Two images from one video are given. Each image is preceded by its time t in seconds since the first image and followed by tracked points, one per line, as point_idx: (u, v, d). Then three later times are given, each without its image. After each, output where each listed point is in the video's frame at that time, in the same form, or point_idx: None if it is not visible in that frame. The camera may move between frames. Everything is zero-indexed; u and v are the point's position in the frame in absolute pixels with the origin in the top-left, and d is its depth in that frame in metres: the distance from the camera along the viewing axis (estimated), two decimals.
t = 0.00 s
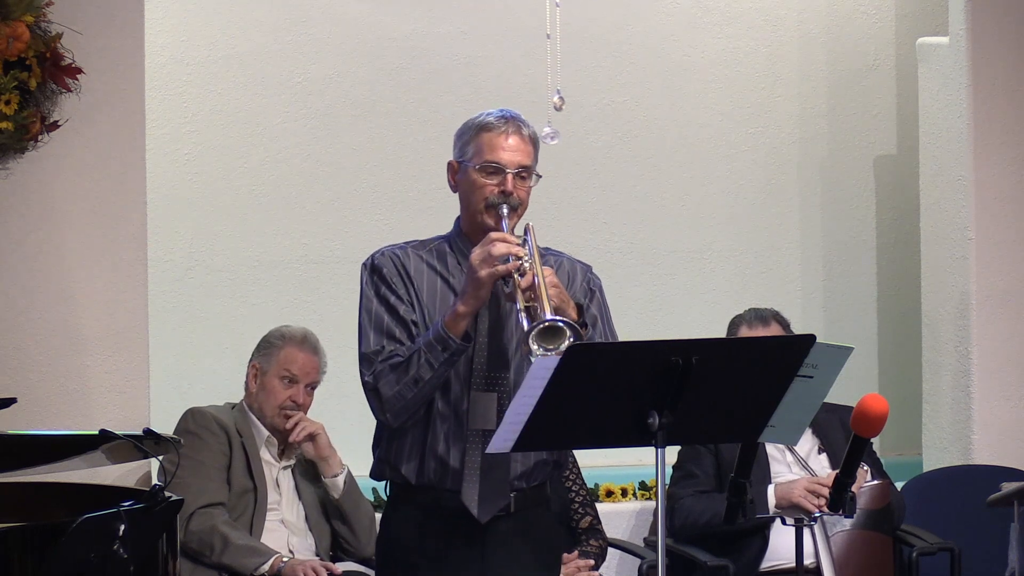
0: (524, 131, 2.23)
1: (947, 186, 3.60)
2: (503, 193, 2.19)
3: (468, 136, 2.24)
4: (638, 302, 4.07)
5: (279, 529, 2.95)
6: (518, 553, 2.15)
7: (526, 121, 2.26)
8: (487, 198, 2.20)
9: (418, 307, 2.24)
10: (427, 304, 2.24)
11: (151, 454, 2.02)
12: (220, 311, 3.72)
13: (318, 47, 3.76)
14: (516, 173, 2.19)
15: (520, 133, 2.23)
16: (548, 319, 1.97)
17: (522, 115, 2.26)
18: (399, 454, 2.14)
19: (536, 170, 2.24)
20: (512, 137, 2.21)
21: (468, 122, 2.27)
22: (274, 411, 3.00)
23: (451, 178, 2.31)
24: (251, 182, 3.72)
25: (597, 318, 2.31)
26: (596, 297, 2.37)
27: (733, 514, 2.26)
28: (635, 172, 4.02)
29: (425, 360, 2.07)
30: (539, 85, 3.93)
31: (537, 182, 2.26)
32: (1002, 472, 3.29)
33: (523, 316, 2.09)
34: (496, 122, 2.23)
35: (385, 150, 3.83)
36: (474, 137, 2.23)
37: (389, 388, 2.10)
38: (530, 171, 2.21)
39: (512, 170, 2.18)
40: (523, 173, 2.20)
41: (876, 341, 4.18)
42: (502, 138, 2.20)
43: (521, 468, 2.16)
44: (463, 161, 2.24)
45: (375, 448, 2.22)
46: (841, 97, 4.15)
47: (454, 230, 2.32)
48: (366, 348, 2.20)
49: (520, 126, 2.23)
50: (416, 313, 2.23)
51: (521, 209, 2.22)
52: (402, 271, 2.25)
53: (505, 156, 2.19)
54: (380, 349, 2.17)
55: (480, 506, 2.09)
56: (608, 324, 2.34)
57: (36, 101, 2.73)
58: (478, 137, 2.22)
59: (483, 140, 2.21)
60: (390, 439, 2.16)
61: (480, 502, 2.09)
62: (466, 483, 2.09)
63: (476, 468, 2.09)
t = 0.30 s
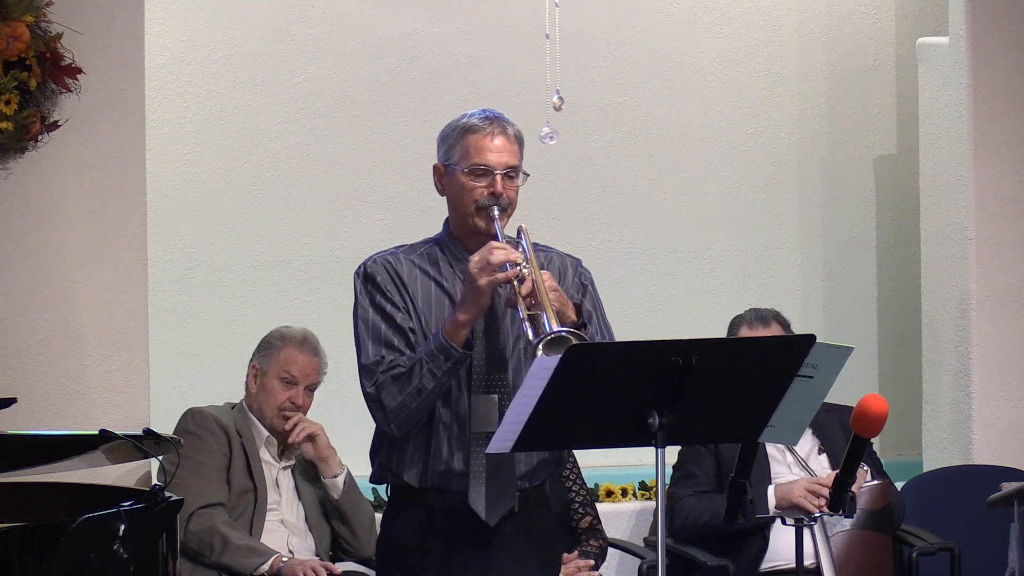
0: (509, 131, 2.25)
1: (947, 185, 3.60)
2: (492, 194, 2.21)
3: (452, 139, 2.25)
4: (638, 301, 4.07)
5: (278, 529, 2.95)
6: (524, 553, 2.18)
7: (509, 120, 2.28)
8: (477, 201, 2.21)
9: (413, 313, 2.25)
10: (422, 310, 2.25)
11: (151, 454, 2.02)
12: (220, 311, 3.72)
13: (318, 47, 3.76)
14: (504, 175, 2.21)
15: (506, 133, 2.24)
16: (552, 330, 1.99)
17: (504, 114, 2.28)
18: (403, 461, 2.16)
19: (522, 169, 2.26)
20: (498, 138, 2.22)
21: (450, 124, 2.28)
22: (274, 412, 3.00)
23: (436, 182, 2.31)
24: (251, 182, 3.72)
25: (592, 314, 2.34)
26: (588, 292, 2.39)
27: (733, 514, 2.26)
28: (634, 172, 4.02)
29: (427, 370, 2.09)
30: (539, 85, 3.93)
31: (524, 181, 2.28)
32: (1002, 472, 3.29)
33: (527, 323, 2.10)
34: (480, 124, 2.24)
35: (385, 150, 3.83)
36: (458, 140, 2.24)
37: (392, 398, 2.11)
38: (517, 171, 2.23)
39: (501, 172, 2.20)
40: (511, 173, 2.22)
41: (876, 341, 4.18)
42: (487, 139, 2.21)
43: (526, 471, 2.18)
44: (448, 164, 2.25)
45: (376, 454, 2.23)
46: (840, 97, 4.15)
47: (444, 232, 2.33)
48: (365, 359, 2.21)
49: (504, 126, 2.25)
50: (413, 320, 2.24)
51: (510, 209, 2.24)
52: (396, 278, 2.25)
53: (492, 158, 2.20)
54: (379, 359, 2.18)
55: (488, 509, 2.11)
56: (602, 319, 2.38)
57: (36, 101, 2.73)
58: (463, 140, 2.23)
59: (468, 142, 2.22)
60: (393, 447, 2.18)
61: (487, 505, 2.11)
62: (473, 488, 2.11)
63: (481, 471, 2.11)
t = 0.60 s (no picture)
0: (496, 132, 2.26)
1: (947, 185, 3.60)
2: (484, 196, 2.21)
3: (440, 143, 2.25)
4: (638, 301, 4.07)
5: (279, 529, 2.95)
6: (529, 552, 2.20)
7: (494, 120, 2.28)
8: (468, 204, 2.21)
9: (411, 318, 2.25)
10: (420, 315, 2.25)
11: (151, 454, 2.02)
12: (220, 311, 3.72)
13: (318, 47, 3.76)
14: (494, 176, 2.21)
15: (492, 134, 2.25)
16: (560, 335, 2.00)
17: (489, 115, 2.28)
18: (408, 468, 2.16)
19: (511, 169, 2.26)
20: (486, 139, 2.23)
21: (436, 128, 2.28)
22: (274, 411, 3.00)
23: (425, 186, 2.31)
24: (252, 182, 3.72)
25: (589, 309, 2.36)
26: (582, 286, 2.41)
27: (733, 514, 2.26)
28: (634, 172, 4.02)
29: (431, 376, 2.09)
30: (539, 85, 3.93)
31: (514, 180, 2.28)
32: (1002, 472, 3.29)
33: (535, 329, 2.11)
34: (467, 126, 2.24)
35: (385, 150, 3.83)
36: (446, 144, 2.24)
37: (396, 407, 2.11)
38: (507, 171, 2.24)
39: (491, 173, 2.21)
40: (501, 174, 2.22)
41: (876, 341, 4.18)
42: (475, 141, 2.22)
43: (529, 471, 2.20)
44: (437, 168, 2.25)
45: (377, 460, 2.23)
46: (841, 97, 4.15)
47: (435, 234, 2.33)
48: (366, 368, 2.20)
49: (491, 127, 2.26)
50: (411, 325, 2.24)
51: (501, 209, 2.24)
52: (392, 285, 2.25)
53: (481, 161, 2.21)
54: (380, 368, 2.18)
55: (497, 510, 2.13)
56: (598, 313, 2.40)
57: (36, 101, 2.73)
58: (451, 143, 2.23)
59: (457, 145, 2.22)
60: (397, 454, 2.17)
61: (496, 506, 2.13)
62: (482, 490, 2.12)
63: (490, 473, 2.13)
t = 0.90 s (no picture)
0: (477, 132, 2.25)
1: (947, 185, 3.60)
2: (469, 197, 2.20)
3: (423, 146, 2.24)
4: (638, 301, 4.07)
5: (279, 529, 2.95)
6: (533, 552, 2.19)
7: (476, 121, 2.28)
8: (455, 206, 2.20)
9: (406, 322, 2.25)
10: (415, 318, 2.25)
11: (151, 454, 2.02)
12: (220, 311, 3.72)
13: (318, 47, 3.76)
14: (478, 176, 2.20)
15: (474, 134, 2.25)
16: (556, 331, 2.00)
17: (470, 115, 2.28)
18: (411, 471, 2.16)
19: (496, 167, 2.26)
20: (468, 139, 2.22)
21: (418, 132, 2.28)
22: (274, 412, 3.00)
23: (410, 191, 2.31)
24: (252, 182, 3.72)
25: (585, 301, 2.37)
26: (577, 278, 2.42)
27: (733, 514, 2.26)
28: (634, 172, 4.02)
29: (429, 379, 2.09)
30: (539, 86, 3.93)
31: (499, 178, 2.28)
32: (1002, 472, 3.29)
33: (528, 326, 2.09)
34: (448, 128, 2.24)
35: (385, 150, 3.83)
36: (429, 147, 2.24)
37: (395, 411, 2.11)
38: (492, 169, 2.23)
39: (476, 173, 2.20)
40: (486, 173, 2.22)
41: (876, 341, 4.18)
42: (458, 142, 2.22)
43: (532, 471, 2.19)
44: (422, 172, 2.25)
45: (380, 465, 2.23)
46: (840, 97, 4.15)
47: (426, 237, 2.33)
48: (363, 374, 2.20)
49: (472, 127, 2.25)
50: (406, 329, 2.24)
51: (489, 209, 2.24)
52: (385, 289, 2.26)
53: (465, 161, 2.20)
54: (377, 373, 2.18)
55: (502, 509, 2.14)
56: (595, 304, 2.41)
57: (36, 101, 2.74)
58: (434, 146, 2.23)
59: (440, 148, 2.22)
60: (399, 458, 2.18)
61: (501, 505, 2.14)
62: (487, 490, 2.13)
63: (494, 473, 2.14)
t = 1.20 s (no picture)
0: (467, 129, 2.25)
1: (947, 185, 3.60)
2: (461, 193, 2.20)
3: (415, 144, 2.24)
4: (638, 301, 4.07)
5: (279, 529, 2.95)
6: (530, 551, 2.19)
7: (465, 118, 2.28)
8: (448, 202, 2.21)
9: (402, 318, 2.25)
10: (411, 314, 2.25)
11: (151, 454, 2.02)
12: (220, 311, 3.72)
13: (318, 47, 3.76)
14: (468, 172, 2.20)
15: (463, 131, 2.24)
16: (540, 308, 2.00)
17: (459, 113, 2.28)
18: (406, 466, 2.16)
19: (487, 162, 2.25)
20: (457, 137, 2.22)
21: (409, 132, 2.28)
22: (274, 412, 3.00)
23: (404, 190, 2.31)
24: (252, 182, 3.72)
25: (583, 297, 2.36)
26: (576, 274, 2.41)
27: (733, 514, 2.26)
28: (634, 172, 4.02)
29: (421, 370, 2.10)
30: (539, 86, 3.93)
31: (490, 174, 2.27)
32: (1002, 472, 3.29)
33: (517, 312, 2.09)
34: (437, 126, 2.24)
35: (385, 150, 3.83)
36: (419, 145, 2.23)
37: (388, 403, 2.12)
38: (483, 165, 2.23)
39: (465, 169, 2.20)
40: (477, 169, 2.21)
41: (876, 341, 4.18)
42: (447, 140, 2.21)
43: (530, 469, 2.19)
44: (412, 170, 2.25)
45: (377, 461, 2.23)
46: (840, 97, 4.15)
47: (422, 234, 2.33)
48: (358, 368, 2.21)
49: (461, 125, 2.25)
50: (402, 324, 2.24)
51: (482, 204, 2.23)
52: (382, 285, 2.26)
53: (455, 158, 2.20)
54: (372, 367, 2.19)
55: (497, 506, 2.13)
56: (593, 300, 2.40)
57: (36, 101, 2.74)
58: (422, 145, 2.23)
59: (430, 145, 2.22)
60: (395, 453, 2.18)
61: (496, 503, 2.13)
62: (481, 487, 2.12)
63: (488, 469, 2.13)
